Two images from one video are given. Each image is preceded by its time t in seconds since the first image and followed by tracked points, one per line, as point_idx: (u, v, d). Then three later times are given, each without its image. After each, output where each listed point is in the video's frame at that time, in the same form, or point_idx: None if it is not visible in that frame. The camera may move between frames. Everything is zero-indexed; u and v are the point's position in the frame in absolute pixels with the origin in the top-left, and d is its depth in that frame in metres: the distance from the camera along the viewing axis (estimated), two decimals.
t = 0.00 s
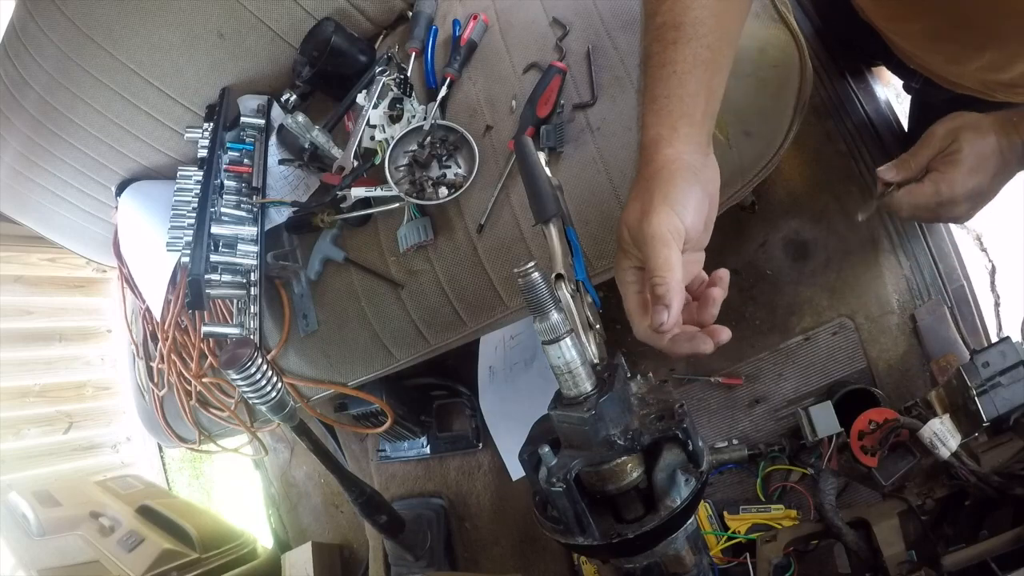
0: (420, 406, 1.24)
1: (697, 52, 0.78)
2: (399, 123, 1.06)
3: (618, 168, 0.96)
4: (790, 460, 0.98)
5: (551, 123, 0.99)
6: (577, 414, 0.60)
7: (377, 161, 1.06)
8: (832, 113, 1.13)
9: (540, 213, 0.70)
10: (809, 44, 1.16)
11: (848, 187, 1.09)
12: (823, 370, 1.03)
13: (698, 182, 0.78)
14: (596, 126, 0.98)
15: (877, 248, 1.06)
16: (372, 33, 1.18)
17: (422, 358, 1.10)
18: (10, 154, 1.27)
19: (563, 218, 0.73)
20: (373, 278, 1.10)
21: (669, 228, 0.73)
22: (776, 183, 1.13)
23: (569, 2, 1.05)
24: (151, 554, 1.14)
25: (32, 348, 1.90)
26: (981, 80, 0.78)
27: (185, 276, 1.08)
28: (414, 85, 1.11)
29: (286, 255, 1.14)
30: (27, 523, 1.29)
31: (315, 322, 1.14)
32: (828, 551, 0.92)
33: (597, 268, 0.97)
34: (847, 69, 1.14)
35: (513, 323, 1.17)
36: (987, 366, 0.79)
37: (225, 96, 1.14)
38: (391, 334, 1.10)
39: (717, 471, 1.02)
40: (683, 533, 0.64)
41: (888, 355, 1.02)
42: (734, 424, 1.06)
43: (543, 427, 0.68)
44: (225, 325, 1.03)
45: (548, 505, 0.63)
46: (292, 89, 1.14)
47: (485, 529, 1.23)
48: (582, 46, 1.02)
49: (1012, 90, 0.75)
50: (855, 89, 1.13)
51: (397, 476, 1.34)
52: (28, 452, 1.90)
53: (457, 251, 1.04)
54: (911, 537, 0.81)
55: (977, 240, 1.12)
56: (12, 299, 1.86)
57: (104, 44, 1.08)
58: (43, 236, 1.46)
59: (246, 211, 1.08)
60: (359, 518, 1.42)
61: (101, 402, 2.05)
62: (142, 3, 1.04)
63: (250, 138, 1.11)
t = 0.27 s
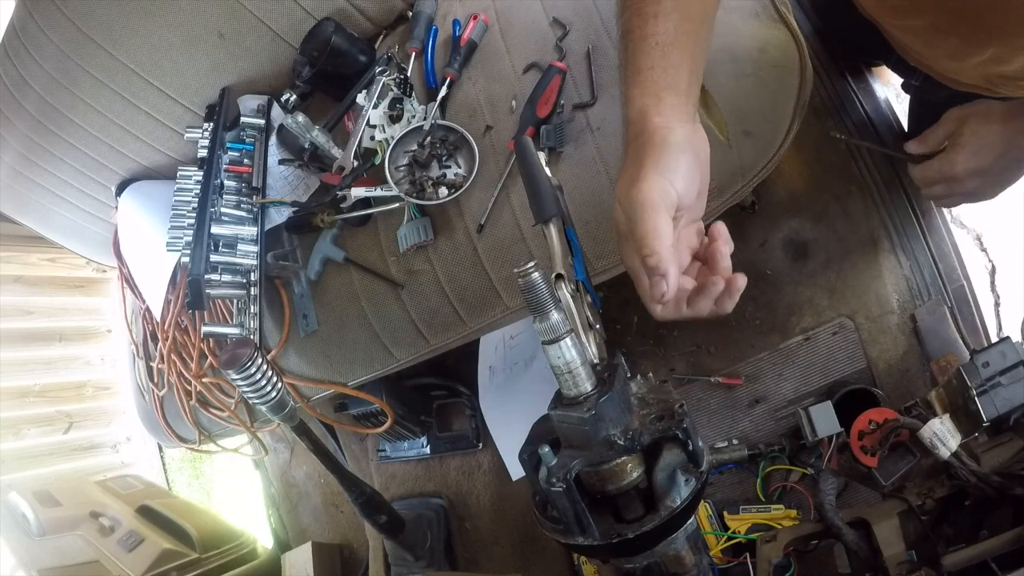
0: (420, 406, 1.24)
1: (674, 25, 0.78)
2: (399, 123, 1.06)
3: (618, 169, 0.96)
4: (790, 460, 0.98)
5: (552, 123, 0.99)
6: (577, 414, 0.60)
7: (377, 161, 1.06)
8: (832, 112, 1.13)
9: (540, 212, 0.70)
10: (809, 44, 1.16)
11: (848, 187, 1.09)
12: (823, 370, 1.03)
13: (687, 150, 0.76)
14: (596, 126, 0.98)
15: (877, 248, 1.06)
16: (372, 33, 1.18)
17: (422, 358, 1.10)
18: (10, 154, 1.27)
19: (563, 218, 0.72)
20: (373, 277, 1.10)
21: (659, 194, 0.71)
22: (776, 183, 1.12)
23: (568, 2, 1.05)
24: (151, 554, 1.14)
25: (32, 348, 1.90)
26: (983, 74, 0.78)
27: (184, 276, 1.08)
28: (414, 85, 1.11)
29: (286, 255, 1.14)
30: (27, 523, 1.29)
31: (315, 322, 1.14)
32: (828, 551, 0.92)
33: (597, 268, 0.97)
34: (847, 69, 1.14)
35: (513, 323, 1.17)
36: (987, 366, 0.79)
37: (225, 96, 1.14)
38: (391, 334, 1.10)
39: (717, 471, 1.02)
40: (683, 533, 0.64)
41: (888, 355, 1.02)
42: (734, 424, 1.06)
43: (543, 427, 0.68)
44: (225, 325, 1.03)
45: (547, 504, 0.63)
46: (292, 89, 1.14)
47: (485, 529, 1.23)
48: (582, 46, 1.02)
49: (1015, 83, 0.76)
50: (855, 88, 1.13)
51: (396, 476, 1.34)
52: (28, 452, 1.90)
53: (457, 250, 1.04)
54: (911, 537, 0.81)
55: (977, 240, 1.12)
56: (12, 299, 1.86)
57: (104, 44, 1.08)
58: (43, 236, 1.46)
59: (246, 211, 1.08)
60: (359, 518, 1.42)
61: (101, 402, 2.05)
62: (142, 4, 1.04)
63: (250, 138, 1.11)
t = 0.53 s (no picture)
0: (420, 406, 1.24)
1: None
2: (399, 123, 1.06)
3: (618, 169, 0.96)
4: (790, 460, 0.98)
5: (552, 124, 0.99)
6: (577, 414, 0.60)
7: (377, 161, 1.06)
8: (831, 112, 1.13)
9: (541, 212, 0.70)
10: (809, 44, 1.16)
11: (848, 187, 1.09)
12: (823, 370, 1.03)
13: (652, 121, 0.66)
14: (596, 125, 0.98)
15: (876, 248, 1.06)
16: (372, 33, 1.18)
17: (422, 358, 1.10)
18: (10, 154, 1.27)
19: (564, 219, 0.72)
20: (373, 278, 1.10)
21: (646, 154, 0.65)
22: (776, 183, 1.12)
23: (568, 2, 1.05)
24: (151, 554, 1.14)
25: (33, 348, 1.90)
26: (980, 67, 0.77)
27: (185, 276, 1.08)
28: (414, 85, 1.11)
29: (286, 255, 1.14)
30: (27, 523, 1.29)
31: (315, 322, 1.14)
32: (828, 551, 0.92)
33: (597, 268, 0.98)
34: (847, 69, 1.14)
35: (513, 323, 1.17)
36: (987, 366, 0.79)
37: (224, 96, 1.14)
38: (391, 334, 1.10)
39: (717, 471, 1.02)
40: (683, 533, 0.64)
41: (888, 355, 1.02)
42: (734, 424, 1.06)
43: (543, 427, 0.68)
44: (225, 325, 1.03)
45: (547, 504, 0.63)
46: (292, 89, 1.14)
47: (485, 529, 1.23)
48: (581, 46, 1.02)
49: (1010, 78, 0.75)
50: (854, 88, 1.13)
51: (396, 476, 1.34)
52: (28, 452, 1.90)
53: (457, 250, 1.04)
54: (911, 537, 0.81)
55: (977, 240, 1.13)
56: (12, 299, 1.86)
57: (104, 44, 1.08)
58: (43, 236, 1.46)
59: (246, 211, 1.08)
60: (360, 518, 1.42)
61: (102, 402, 2.05)
62: (142, 4, 1.04)
63: (250, 138, 1.11)
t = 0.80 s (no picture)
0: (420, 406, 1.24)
1: None
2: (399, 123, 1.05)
3: (618, 169, 0.96)
4: (790, 460, 0.98)
5: (551, 124, 0.98)
6: (577, 414, 0.60)
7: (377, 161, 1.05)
8: (831, 112, 1.13)
9: (540, 213, 0.70)
10: (809, 44, 1.16)
11: (849, 187, 1.09)
12: (823, 370, 1.03)
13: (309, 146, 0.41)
14: (596, 125, 0.98)
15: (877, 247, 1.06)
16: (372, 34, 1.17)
17: (421, 358, 1.10)
18: (10, 154, 1.28)
19: (563, 218, 0.72)
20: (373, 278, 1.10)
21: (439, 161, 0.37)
22: (776, 183, 1.12)
23: (568, 2, 1.05)
24: (151, 554, 1.14)
25: (33, 348, 1.90)
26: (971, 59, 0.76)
27: (184, 276, 1.08)
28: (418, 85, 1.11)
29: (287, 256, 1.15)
30: (27, 523, 1.29)
31: (315, 322, 1.14)
32: (828, 551, 0.92)
33: (597, 268, 0.98)
34: (847, 69, 1.14)
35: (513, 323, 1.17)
36: (987, 365, 0.80)
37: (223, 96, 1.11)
38: (392, 334, 1.10)
39: (718, 471, 1.02)
40: (683, 533, 0.64)
41: (887, 355, 1.02)
42: (734, 424, 1.06)
43: (543, 427, 0.68)
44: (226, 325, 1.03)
45: (547, 504, 0.63)
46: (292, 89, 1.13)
47: (485, 529, 1.23)
48: (581, 46, 1.02)
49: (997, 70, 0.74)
50: (854, 88, 1.13)
51: (396, 476, 1.34)
52: (28, 452, 1.90)
53: (457, 250, 1.04)
54: (911, 537, 0.81)
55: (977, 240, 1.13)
56: (12, 299, 1.85)
57: (103, 43, 1.09)
58: (43, 236, 1.46)
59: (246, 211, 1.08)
60: (360, 518, 1.42)
61: (102, 402, 2.05)
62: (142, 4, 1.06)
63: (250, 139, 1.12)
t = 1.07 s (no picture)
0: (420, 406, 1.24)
1: None
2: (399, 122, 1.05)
3: (618, 169, 0.96)
4: (790, 460, 0.98)
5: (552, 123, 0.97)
6: (576, 414, 0.60)
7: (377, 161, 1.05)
8: (831, 112, 1.13)
9: (540, 214, 0.68)
10: (809, 44, 1.16)
11: (849, 187, 1.09)
12: (823, 370, 1.03)
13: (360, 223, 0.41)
14: (596, 126, 0.98)
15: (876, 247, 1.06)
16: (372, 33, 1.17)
17: (423, 357, 1.10)
18: (9, 154, 1.28)
19: (563, 219, 0.72)
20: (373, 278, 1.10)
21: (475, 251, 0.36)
22: (776, 183, 1.12)
23: (568, 2, 1.04)
24: (151, 554, 1.14)
25: (33, 349, 1.90)
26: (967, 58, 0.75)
27: (185, 276, 1.08)
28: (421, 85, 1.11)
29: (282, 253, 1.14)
30: (27, 523, 1.28)
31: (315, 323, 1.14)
32: (828, 551, 0.92)
33: (597, 268, 0.98)
34: (847, 69, 1.14)
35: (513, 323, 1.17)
36: (987, 365, 0.80)
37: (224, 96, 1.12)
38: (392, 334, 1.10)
39: (718, 471, 1.02)
40: (683, 533, 0.64)
41: (887, 355, 1.02)
42: (734, 424, 1.06)
43: (543, 427, 0.68)
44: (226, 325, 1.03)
45: (547, 504, 0.63)
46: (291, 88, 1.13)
47: (485, 529, 1.23)
48: (581, 46, 1.02)
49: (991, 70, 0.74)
50: (854, 88, 1.13)
51: (397, 476, 1.34)
52: (28, 452, 1.90)
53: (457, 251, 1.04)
54: (911, 537, 0.81)
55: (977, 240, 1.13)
56: (12, 299, 1.85)
57: (103, 43, 1.09)
58: (43, 236, 1.46)
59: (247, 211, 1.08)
60: (360, 518, 1.42)
61: (102, 402, 2.05)
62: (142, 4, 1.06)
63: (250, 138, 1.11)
